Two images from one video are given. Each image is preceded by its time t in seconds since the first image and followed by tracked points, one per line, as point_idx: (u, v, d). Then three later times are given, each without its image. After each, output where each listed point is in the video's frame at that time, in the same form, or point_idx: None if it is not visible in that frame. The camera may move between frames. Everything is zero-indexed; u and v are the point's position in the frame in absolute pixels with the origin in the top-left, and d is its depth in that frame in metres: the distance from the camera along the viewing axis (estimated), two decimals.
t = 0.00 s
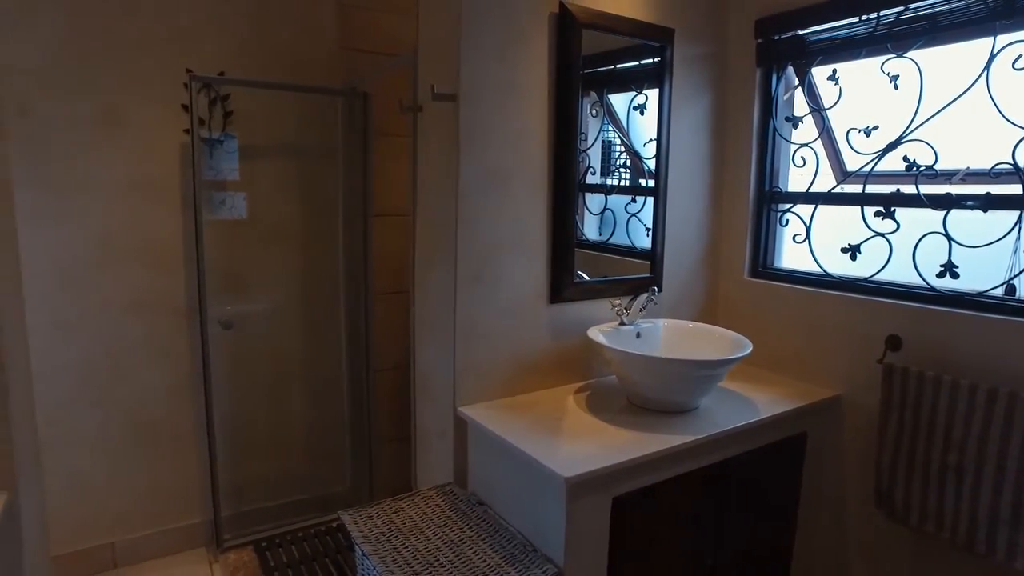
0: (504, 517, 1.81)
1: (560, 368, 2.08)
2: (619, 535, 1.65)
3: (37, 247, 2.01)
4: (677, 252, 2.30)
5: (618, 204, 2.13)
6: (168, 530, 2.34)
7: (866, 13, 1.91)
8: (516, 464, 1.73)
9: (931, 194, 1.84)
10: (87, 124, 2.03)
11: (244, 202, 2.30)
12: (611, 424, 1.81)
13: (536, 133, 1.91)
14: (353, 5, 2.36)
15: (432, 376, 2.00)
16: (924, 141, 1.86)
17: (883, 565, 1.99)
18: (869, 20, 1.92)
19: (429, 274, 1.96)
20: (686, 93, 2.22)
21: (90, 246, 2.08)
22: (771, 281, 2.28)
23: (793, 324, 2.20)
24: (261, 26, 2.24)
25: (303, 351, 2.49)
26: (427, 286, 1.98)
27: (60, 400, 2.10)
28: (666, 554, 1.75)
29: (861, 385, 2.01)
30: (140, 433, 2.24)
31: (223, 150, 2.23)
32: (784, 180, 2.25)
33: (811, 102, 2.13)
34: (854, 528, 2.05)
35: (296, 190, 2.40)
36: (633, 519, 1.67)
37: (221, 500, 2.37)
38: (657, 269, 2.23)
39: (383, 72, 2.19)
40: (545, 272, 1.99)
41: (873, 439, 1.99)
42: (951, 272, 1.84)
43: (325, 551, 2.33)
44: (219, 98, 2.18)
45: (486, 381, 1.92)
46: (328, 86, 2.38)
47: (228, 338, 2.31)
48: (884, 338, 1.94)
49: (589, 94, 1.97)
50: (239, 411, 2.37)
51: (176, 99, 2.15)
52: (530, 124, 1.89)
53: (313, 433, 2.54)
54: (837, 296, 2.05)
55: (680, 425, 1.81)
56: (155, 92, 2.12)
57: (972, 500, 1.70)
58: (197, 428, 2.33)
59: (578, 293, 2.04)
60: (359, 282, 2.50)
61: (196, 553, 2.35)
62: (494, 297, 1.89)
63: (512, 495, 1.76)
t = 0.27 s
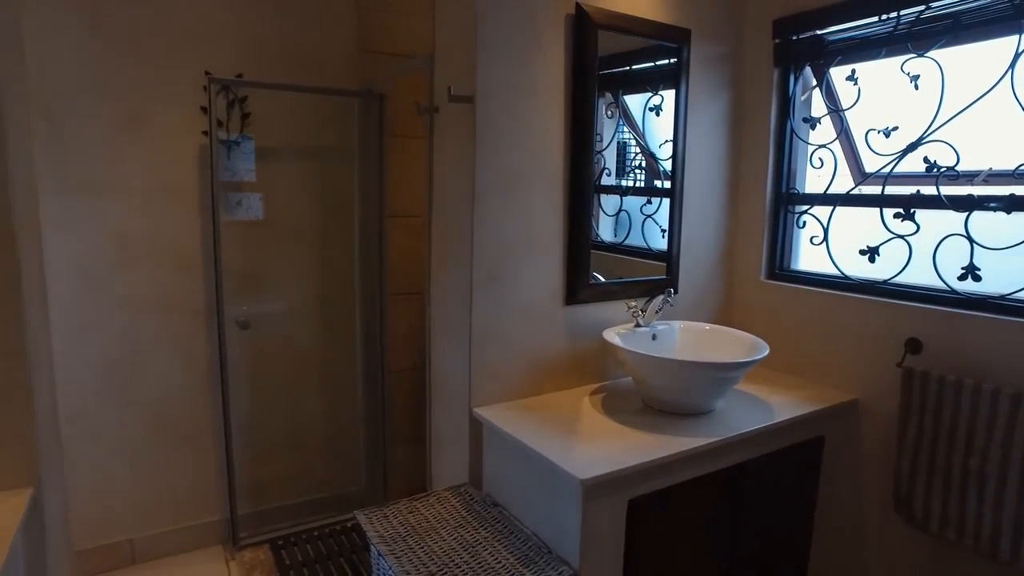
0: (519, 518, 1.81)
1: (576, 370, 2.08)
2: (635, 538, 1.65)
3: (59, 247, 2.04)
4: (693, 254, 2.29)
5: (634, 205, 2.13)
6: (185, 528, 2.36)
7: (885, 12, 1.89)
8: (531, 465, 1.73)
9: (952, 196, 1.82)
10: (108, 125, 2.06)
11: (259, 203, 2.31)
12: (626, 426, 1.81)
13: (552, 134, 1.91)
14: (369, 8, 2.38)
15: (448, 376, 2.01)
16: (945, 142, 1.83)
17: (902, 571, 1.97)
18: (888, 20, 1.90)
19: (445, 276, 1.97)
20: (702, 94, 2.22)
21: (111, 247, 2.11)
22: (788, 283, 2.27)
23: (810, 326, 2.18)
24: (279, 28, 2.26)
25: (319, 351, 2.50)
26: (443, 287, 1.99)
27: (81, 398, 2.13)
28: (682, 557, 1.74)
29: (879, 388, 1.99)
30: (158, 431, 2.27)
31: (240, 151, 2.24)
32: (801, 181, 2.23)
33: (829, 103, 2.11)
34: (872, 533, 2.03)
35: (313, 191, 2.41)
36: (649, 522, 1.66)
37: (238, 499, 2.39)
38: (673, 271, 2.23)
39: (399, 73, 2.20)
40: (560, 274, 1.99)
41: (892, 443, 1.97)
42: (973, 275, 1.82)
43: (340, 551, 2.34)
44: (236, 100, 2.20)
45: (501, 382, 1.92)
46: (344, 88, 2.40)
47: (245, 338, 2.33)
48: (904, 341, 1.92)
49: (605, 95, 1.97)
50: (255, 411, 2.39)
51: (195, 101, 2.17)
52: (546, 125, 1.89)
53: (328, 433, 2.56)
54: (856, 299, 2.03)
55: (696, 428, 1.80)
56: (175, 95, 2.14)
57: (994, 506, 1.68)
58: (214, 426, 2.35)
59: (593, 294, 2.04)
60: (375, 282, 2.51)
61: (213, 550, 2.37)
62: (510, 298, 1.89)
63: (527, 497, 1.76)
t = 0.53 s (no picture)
0: (534, 520, 1.81)
1: (592, 371, 2.07)
2: (652, 541, 1.64)
3: (81, 247, 2.07)
4: (710, 256, 2.29)
5: (649, 207, 2.11)
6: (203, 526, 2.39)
7: (907, 12, 1.87)
8: (548, 466, 1.73)
9: (975, 198, 1.80)
10: (129, 127, 2.08)
11: (275, 204, 2.32)
12: (643, 428, 1.80)
13: (569, 135, 1.91)
14: (386, 10, 2.39)
15: (464, 377, 2.02)
16: (967, 143, 1.81)
17: None
18: (910, 19, 1.88)
19: (462, 277, 1.97)
20: (720, 95, 2.21)
21: (131, 247, 2.13)
22: (805, 285, 2.25)
23: (828, 328, 2.17)
24: (297, 30, 2.28)
25: (335, 352, 2.52)
26: (459, 288, 2.00)
27: (101, 397, 2.16)
28: (699, 560, 1.74)
29: (899, 392, 1.98)
30: (177, 429, 2.29)
31: (257, 153, 2.25)
32: (819, 183, 2.22)
33: (847, 104, 2.09)
34: (891, 538, 2.01)
35: (330, 193, 2.43)
36: (666, 525, 1.66)
37: (255, 497, 2.41)
38: (689, 272, 2.22)
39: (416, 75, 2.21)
40: (577, 275, 1.99)
41: (911, 447, 1.95)
42: (995, 278, 1.79)
43: (355, 550, 2.35)
44: (255, 101, 2.22)
45: (518, 383, 1.93)
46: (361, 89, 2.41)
47: (262, 338, 2.35)
48: (924, 344, 1.90)
49: (620, 96, 1.95)
50: (272, 410, 2.41)
51: (214, 103, 2.19)
52: (563, 126, 1.89)
53: (344, 433, 2.57)
54: (875, 301, 2.02)
55: (713, 430, 1.79)
56: (194, 97, 2.16)
57: (1017, 512, 1.66)
58: (231, 425, 2.37)
59: (609, 296, 2.03)
60: (391, 283, 2.52)
61: (230, 548, 2.39)
62: (526, 299, 1.89)
63: (543, 498, 1.76)
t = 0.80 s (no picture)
0: (552, 521, 1.81)
1: (609, 373, 2.07)
2: (670, 544, 1.64)
3: (104, 247, 2.09)
4: (728, 258, 2.27)
5: (667, 208, 2.10)
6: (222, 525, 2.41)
7: (931, 11, 1.85)
8: (566, 468, 1.72)
9: (1001, 199, 1.77)
10: (152, 129, 2.11)
11: (293, 205, 2.34)
12: (661, 431, 1.80)
13: (588, 137, 1.91)
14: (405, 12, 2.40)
15: (482, 379, 2.02)
16: (993, 144, 1.79)
17: None
18: (934, 18, 1.86)
19: (479, 278, 1.98)
20: (739, 96, 2.19)
21: (153, 248, 2.16)
22: (825, 288, 2.23)
23: (848, 331, 2.15)
24: (316, 32, 2.29)
25: (352, 352, 2.53)
26: (477, 289, 2.00)
27: (123, 395, 2.19)
28: (718, 564, 1.73)
29: (921, 396, 1.95)
30: (197, 428, 2.31)
31: (276, 154, 2.27)
32: (839, 185, 2.20)
33: (869, 104, 2.07)
34: (913, 545, 1.99)
35: (348, 194, 2.44)
36: (685, 528, 1.65)
37: (273, 496, 2.43)
38: (708, 275, 2.21)
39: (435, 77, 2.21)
40: (595, 277, 1.98)
41: (934, 453, 1.92)
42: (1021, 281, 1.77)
43: (372, 550, 2.36)
44: (274, 104, 2.24)
45: (536, 385, 1.93)
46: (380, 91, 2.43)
47: (281, 338, 2.37)
48: (947, 348, 1.88)
49: (638, 97, 1.95)
50: (290, 410, 2.43)
51: (234, 105, 2.21)
52: (581, 128, 1.89)
53: (361, 434, 2.58)
54: (896, 304, 2.00)
55: (732, 434, 1.78)
56: (215, 99, 2.18)
57: None
58: (250, 424, 2.39)
59: (627, 298, 2.03)
60: (408, 284, 2.53)
61: (248, 547, 2.41)
62: (544, 301, 1.89)
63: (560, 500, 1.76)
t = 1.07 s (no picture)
0: (567, 523, 1.81)
1: (626, 376, 2.06)
2: (687, 548, 1.63)
3: (126, 247, 2.13)
4: (746, 260, 2.26)
5: (683, 210, 2.09)
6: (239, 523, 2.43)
7: (954, 10, 1.82)
8: (582, 470, 1.72)
9: None
10: (173, 131, 2.14)
11: (310, 206, 2.36)
12: (678, 434, 1.79)
13: (605, 138, 1.91)
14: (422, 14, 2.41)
15: (498, 380, 2.02)
16: (1018, 144, 1.76)
17: None
18: (957, 17, 1.83)
19: (496, 279, 1.98)
20: (757, 97, 2.18)
21: (173, 248, 2.19)
22: (843, 290, 2.21)
23: (868, 335, 2.12)
24: (334, 35, 2.31)
25: (369, 353, 2.54)
26: (493, 290, 2.00)
27: (144, 394, 2.22)
28: (735, 568, 1.71)
29: (942, 401, 1.93)
30: (215, 427, 2.34)
31: (293, 155, 2.29)
32: (858, 186, 2.18)
33: (889, 105, 2.05)
34: (934, 552, 1.96)
35: (365, 195, 2.46)
36: (702, 532, 1.64)
37: (290, 495, 2.45)
38: (725, 277, 2.19)
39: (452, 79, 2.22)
40: (611, 279, 1.98)
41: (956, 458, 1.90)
42: None
43: (387, 550, 2.37)
44: (293, 106, 2.26)
45: (551, 386, 1.93)
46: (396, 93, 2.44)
47: (298, 339, 2.39)
48: (970, 352, 1.85)
49: (655, 99, 1.94)
50: (307, 410, 2.45)
51: (253, 107, 2.23)
52: (598, 129, 1.89)
53: (377, 434, 2.60)
54: (917, 307, 1.97)
55: (750, 437, 1.77)
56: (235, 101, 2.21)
57: None
58: (267, 424, 2.42)
59: (644, 300, 2.02)
60: (424, 286, 2.53)
61: (265, 545, 2.43)
62: (560, 302, 1.89)
63: (576, 502, 1.76)
